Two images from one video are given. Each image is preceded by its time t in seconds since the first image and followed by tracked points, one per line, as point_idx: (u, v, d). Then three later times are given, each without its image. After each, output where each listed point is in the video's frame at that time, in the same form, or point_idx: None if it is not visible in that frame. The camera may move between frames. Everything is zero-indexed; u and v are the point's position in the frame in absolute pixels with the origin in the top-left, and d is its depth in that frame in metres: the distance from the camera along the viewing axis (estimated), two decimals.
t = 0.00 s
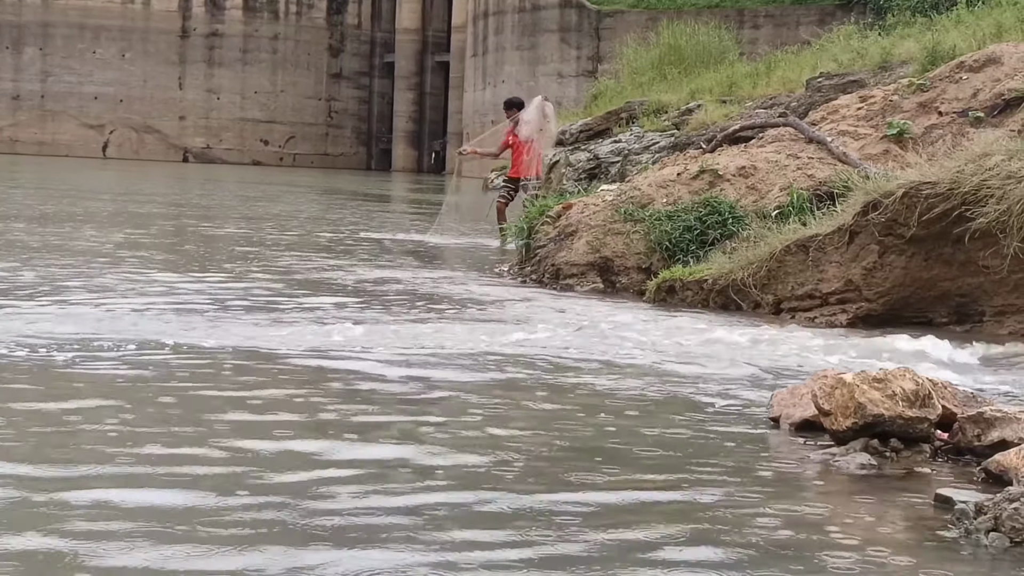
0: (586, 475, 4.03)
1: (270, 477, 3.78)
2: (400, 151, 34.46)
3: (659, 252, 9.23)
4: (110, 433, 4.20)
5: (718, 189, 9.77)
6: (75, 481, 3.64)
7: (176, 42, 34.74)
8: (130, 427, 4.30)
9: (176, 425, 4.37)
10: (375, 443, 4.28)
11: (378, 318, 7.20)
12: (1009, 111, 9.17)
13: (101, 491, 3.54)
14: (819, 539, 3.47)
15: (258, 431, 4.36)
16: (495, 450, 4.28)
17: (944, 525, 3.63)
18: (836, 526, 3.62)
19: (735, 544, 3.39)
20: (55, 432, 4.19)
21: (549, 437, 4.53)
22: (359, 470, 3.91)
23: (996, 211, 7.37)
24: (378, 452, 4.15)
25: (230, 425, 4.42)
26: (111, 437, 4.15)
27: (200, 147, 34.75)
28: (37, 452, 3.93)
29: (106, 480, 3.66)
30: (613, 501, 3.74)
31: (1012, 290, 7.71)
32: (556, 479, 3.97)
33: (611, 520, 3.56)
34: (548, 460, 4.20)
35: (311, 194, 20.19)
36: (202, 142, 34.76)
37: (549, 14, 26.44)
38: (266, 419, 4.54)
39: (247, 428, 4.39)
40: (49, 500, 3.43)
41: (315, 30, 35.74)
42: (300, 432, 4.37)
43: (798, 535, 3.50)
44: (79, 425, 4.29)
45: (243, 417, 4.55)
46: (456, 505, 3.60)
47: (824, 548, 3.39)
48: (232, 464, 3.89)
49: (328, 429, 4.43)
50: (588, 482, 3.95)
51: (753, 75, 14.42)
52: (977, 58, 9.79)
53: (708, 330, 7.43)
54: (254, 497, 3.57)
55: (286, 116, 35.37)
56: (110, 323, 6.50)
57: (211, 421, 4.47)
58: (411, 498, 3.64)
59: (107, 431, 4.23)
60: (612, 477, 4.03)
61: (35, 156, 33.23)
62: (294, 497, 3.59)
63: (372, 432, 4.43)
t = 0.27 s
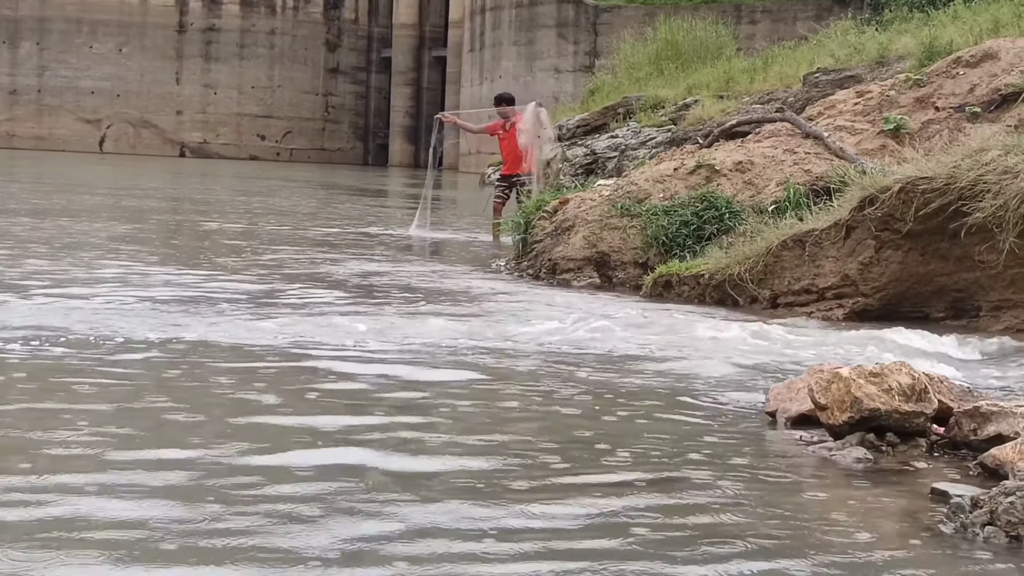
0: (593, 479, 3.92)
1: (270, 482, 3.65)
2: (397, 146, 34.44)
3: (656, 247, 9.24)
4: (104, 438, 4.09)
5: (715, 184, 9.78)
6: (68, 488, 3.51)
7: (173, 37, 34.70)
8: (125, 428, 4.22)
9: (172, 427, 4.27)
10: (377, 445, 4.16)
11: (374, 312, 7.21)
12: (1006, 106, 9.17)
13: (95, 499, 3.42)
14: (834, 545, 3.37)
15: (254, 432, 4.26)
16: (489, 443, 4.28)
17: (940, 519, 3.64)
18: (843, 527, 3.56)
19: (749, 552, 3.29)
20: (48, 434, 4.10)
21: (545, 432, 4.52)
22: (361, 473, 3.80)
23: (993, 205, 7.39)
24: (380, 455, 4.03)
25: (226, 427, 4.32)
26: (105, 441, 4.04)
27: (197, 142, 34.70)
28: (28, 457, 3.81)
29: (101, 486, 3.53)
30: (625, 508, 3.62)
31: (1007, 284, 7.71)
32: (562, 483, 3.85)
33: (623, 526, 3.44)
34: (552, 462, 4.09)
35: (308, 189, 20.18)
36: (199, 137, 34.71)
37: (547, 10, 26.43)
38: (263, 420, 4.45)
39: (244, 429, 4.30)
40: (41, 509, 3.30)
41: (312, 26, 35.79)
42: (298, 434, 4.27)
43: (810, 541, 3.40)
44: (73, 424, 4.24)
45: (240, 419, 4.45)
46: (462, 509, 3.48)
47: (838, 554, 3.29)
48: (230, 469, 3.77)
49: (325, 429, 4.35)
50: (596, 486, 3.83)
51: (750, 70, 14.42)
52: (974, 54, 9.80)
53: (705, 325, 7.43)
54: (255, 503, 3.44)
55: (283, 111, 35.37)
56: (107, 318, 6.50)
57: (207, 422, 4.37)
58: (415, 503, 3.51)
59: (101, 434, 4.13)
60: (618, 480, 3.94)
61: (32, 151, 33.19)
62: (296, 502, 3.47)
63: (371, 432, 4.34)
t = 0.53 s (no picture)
0: (605, 486, 3.81)
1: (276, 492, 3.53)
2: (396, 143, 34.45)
3: (654, 244, 9.25)
4: (101, 442, 3.98)
5: (713, 181, 9.79)
6: (66, 499, 3.38)
7: (172, 33, 34.68)
8: (123, 429, 4.16)
9: (170, 430, 4.18)
10: (382, 451, 4.05)
11: (372, 309, 7.22)
12: (1003, 103, 9.19)
13: (95, 512, 3.29)
14: (856, 555, 3.28)
15: (255, 431, 4.21)
16: (487, 439, 4.30)
17: (938, 515, 3.69)
18: (848, 530, 3.51)
19: (771, 563, 3.18)
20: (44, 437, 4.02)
21: (543, 429, 4.53)
22: (368, 482, 3.68)
23: (990, 202, 7.41)
24: (387, 462, 3.91)
25: (227, 429, 4.23)
26: (103, 448, 3.92)
27: (197, 138, 34.61)
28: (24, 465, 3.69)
29: (100, 498, 3.41)
30: (642, 519, 3.50)
31: (1005, 281, 7.72)
32: (573, 491, 3.74)
33: (641, 540, 3.32)
34: (560, 467, 4.01)
35: (306, 185, 20.18)
36: (198, 133, 34.63)
37: (546, 6, 26.44)
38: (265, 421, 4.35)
39: (245, 431, 4.21)
40: (39, 522, 3.17)
41: (311, 22, 35.85)
42: (300, 436, 4.18)
43: (831, 551, 3.30)
44: (69, 423, 4.20)
45: (240, 421, 4.36)
46: (471, 522, 3.38)
47: (861, 566, 3.19)
48: (234, 478, 3.64)
49: (327, 430, 4.27)
50: (609, 495, 3.72)
51: (747, 67, 14.44)
52: (972, 50, 9.82)
53: (703, 322, 7.45)
54: (261, 515, 3.31)
55: (282, 107, 35.37)
56: (105, 314, 6.52)
57: (207, 424, 4.28)
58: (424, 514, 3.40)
59: (98, 438, 4.04)
60: (628, 485, 3.85)
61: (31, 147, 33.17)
62: (303, 513, 3.35)
63: (374, 434, 4.27)
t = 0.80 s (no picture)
0: (614, 495, 3.70)
1: (276, 503, 3.40)
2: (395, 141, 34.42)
3: (653, 242, 9.24)
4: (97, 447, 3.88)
5: (712, 179, 9.79)
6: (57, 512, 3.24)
7: (170, 32, 34.66)
8: (120, 431, 4.10)
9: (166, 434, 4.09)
10: (383, 458, 3.94)
11: (370, 307, 7.21)
12: (1002, 102, 9.18)
13: (87, 525, 3.14)
14: (855, 555, 3.26)
15: (253, 430, 4.20)
16: (485, 438, 4.28)
17: (937, 514, 3.67)
18: (855, 535, 3.44)
19: None
20: (40, 439, 3.96)
21: (541, 428, 4.51)
22: (371, 490, 3.56)
23: (990, 201, 7.40)
24: (386, 470, 3.79)
25: (224, 432, 4.15)
26: (97, 455, 3.80)
27: (195, 137, 34.64)
28: (12, 474, 3.56)
29: (93, 510, 3.27)
30: (654, 530, 3.38)
31: (1004, 280, 7.71)
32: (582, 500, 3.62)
33: (655, 552, 3.20)
34: (565, 473, 3.91)
35: (305, 183, 20.17)
36: (196, 131, 34.64)
37: (544, 4, 26.41)
38: (266, 423, 4.28)
39: (242, 429, 4.20)
40: (29, 535, 3.03)
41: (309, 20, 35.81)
42: (295, 439, 4.11)
43: (829, 551, 3.28)
44: (65, 423, 4.17)
45: (239, 422, 4.29)
46: (479, 532, 3.25)
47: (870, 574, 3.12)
48: (231, 488, 3.51)
49: (324, 432, 4.21)
50: (619, 505, 3.60)
51: (747, 66, 14.42)
52: (972, 49, 9.81)
53: (702, 320, 7.44)
54: (259, 528, 3.18)
55: (281, 105, 35.36)
56: (104, 312, 6.51)
57: (204, 426, 4.21)
58: (430, 525, 3.28)
59: (92, 442, 3.95)
60: (636, 493, 3.75)
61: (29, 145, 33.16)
62: (304, 525, 3.22)
63: (373, 435, 4.22)
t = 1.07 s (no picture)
0: (621, 499, 3.62)
1: (276, 506, 3.32)
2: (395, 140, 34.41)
3: (653, 241, 9.23)
4: (92, 448, 3.81)
5: (712, 178, 9.78)
6: (50, 514, 3.15)
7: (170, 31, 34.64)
8: (119, 429, 4.06)
9: (163, 434, 4.04)
10: (384, 459, 3.87)
11: (370, 307, 7.21)
12: (1003, 100, 9.17)
13: (82, 530, 3.05)
14: (857, 555, 3.24)
15: (253, 428, 4.19)
16: (485, 437, 4.28)
17: (939, 512, 3.66)
18: (856, 534, 3.43)
19: None
20: (40, 437, 3.94)
21: (542, 427, 4.50)
22: (373, 494, 3.48)
23: (990, 199, 7.39)
24: (387, 472, 3.72)
25: (224, 429, 4.14)
26: (92, 457, 3.71)
27: (194, 135, 34.64)
28: (5, 475, 3.48)
29: (88, 511, 3.20)
30: (664, 536, 3.30)
31: (1005, 279, 7.71)
32: (589, 505, 3.54)
33: (665, 559, 3.11)
34: (569, 476, 3.85)
35: (306, 183, 20.17)
36: (196, 130, 34.65)
37: (544, 3, 26.40)
38: (265, 424, 4.23)
39: (241, 427, 4.18)
40: (23, 532, 3.00)
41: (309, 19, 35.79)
42: (296, 437, 4.09)
43: (831, 551, 3.26)
44: (63, 420, 4.15)
45: (238, 422, 4.23)
46: (486, 536, 3.18)
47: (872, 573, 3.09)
48: (229, 486, 3.48)
49: (324, 433, 4.16)
50: (627, 510, 3.52)
51: (747, 65, 14.41)
52: (972, 48, 9.81)
53: (702, 319, 7.43)
54: (259, 532, 3.09)
55: (281, 104, 35.36)
56: (104, 311, 6.51)
57: (204, 424, 4.20)
58: (437, 529, 3.20)
59: (89, 441, 3.90)
60: (643, 496, 3.68)
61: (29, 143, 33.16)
62: (302, 527, 3.15)
63: (373, 436, 4.18)
